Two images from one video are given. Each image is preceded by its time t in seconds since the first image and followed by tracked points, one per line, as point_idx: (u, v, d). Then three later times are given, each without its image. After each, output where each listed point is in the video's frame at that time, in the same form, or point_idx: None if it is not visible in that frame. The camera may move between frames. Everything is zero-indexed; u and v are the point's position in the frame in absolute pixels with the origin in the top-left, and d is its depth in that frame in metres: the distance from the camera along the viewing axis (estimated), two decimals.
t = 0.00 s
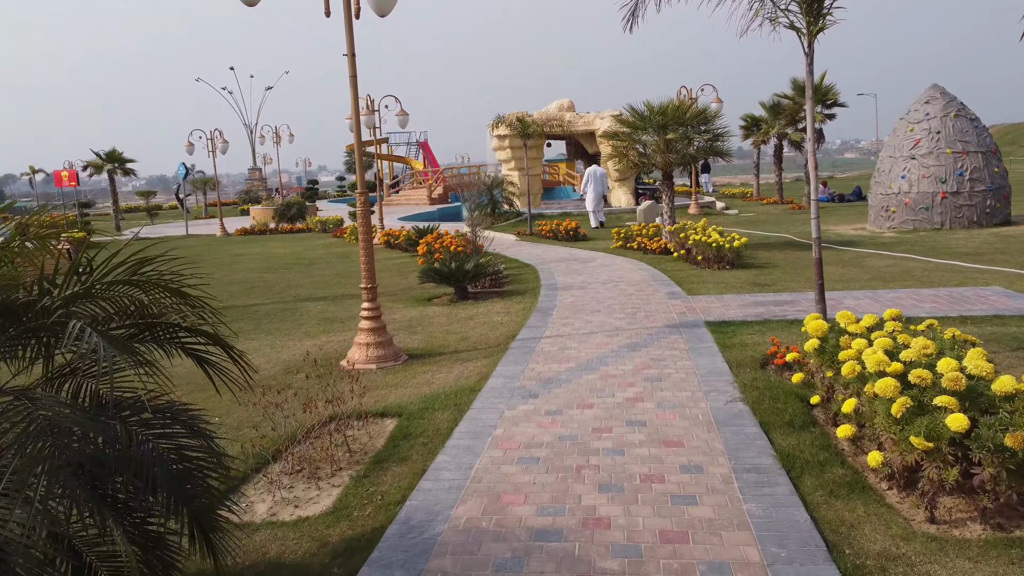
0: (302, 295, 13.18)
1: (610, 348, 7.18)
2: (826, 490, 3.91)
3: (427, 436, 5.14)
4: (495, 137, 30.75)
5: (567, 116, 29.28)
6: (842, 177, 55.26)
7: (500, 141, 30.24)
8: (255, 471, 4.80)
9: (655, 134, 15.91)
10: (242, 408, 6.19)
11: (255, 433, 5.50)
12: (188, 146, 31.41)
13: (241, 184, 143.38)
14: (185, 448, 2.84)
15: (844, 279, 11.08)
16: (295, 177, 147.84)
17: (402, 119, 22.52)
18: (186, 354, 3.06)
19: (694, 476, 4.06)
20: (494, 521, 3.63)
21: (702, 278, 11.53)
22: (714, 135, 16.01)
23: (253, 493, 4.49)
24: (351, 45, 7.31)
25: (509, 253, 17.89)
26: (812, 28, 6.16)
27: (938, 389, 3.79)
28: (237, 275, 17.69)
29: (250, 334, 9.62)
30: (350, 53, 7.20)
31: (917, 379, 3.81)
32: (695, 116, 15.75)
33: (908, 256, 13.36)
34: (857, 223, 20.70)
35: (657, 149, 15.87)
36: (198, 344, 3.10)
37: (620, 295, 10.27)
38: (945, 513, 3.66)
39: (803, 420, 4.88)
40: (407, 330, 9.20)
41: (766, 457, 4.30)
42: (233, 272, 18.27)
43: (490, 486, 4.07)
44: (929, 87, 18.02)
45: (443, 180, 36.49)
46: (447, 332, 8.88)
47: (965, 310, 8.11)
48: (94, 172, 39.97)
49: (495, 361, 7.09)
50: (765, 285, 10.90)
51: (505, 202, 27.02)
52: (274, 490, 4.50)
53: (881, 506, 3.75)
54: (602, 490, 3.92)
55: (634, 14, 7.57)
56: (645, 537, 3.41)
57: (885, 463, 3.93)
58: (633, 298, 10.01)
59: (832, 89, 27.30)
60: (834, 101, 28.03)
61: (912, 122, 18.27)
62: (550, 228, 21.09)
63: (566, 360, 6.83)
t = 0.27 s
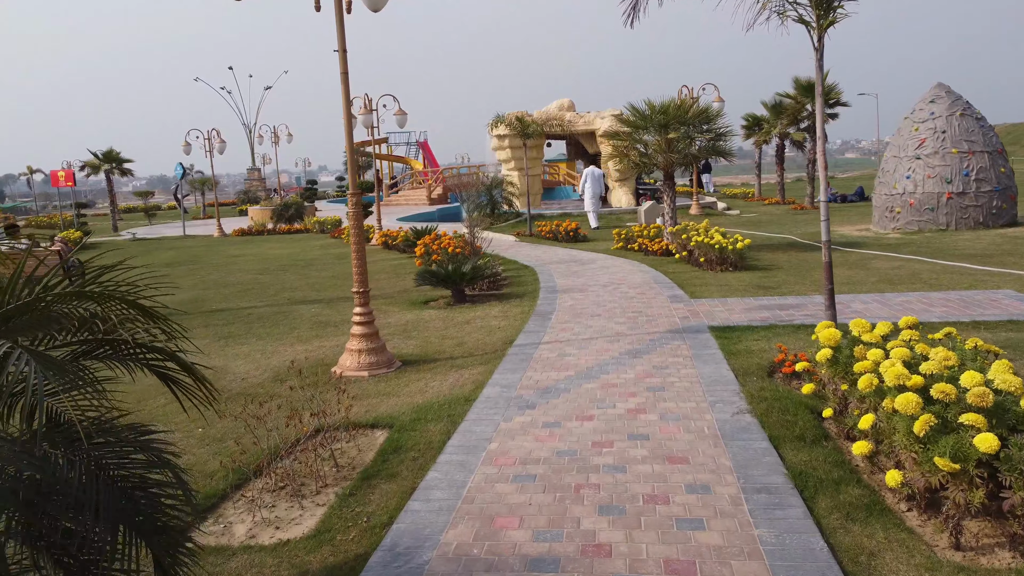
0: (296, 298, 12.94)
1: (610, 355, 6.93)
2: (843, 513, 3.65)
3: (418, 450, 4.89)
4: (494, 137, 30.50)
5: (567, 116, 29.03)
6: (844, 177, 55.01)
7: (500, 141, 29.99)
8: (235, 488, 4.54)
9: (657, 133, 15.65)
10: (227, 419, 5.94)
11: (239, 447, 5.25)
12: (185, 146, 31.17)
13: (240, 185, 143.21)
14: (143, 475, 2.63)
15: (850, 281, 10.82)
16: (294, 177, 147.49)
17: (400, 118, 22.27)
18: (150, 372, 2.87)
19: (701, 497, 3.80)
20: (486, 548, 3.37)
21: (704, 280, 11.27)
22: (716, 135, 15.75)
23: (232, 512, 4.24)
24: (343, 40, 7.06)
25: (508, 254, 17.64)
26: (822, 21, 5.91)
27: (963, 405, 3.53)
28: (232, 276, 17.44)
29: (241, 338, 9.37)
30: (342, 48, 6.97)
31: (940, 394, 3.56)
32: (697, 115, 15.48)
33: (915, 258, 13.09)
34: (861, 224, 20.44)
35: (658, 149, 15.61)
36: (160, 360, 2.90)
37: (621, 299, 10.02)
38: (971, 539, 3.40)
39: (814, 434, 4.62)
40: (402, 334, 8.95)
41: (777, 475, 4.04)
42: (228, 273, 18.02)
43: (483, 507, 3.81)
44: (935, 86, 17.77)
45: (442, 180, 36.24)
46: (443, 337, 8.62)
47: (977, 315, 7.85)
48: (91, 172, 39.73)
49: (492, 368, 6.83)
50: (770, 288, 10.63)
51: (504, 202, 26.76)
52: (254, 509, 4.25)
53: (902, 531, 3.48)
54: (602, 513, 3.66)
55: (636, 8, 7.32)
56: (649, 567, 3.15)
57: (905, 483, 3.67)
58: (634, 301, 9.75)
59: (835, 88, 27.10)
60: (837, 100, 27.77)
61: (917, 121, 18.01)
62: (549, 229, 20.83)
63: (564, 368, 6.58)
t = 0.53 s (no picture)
0: (290, 300, 12.69)
1: (610, 362, 6.68)
2: (859, 538, 3.40)
3: (407, 466, 4.64)
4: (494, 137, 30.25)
5: (567, 116, 28.78)
6: (845, 177, 54.75)
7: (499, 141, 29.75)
8: (212, 507, 4.29)
9: (658, 132, 15.41)
10: (210, 431, 5.68)
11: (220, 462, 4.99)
12: (182, 146, 30.93)
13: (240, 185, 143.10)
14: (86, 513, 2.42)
15: (856, 284, 10.56)
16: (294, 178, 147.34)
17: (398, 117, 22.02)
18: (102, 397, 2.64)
19: (706, 521, 3.55)
20: None
21: (707, 283, 11.02)
22: (719, 134, 15.50)
23: (208, 534, 3.99)
24: (333, 36, 6.81)
25: (506, 255, 17.38)
26: (832, 15, 5.66)
27: (990, 423, 3.29)
28: (227, 278, 17.19)
29: (231, 343, 9.12)
30: (332, 44, 6.73)
31: (964, 411, 3.32)
32: (699, 114, 15.23)
33: (921, 260, 12.84)
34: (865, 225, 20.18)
35: (659, 148, 15.36)
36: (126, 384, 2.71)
37: (622, 302, 9.76)
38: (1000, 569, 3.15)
39: (825, 450, 4.37)
40: (395, 339, 8.69)
41: (787, 495, 3.79)
42: (223, 275, 17.77)
43: (473, 531, 3.56)
44: (940, 85, 17.52)
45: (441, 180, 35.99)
46: (438, 342, 8.36)
47: (989, 320, 7.59)
48: (88, 172, 39.50)
49: (487, 376, 6.57)
50: (774, 291, 10.38)
51: (503, 203, 26.51)
52: (231, 531, 3.99)
53: (924, 559, 3.23)
54: (601, 539, 3.41)
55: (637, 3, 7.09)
56: None
57: (926, 507, 3.42)
58: (634, 305, 9.50)
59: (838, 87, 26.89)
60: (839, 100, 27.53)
61: (921, 120, 17.76)
62: (549, 230, 20.58)
63: (562, 376, 6.33)
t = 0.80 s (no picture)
0: (284, 303, 12.43)
1: (610, 370, 6.41)
2: (879, 568, 3.14)
3: (394, 483, 4.38)
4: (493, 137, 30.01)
5: (567, 115, 28.54)
6: (847, 177, 54.53)
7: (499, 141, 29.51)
8: (185, 529, 4.03)
9: (659, 132, 15.16)
10: (191, 443, 5.43)
11: (198, 477, 4.74)
12: (179, 146, 30.71)
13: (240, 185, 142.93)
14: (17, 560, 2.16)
15: (862, 288, 10.31)
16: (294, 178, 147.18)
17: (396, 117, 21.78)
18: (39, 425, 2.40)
19: (713, 549, 3.29)
20: None
21: (709, 286, 10.77)
22: (721, 133, 15.24)
23: (179, 558, 3.74)
24: (322, 31, 6.55)
25: (505, 257, 17.14)
26: (844, 8, 5.40)
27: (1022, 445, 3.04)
28: (221, 280, 16.93)
29: (220, 348, 8.87)
30: (320, 39, 6.49)
31: (993, 431, 3.07)
32: (701, 113, 14.98)
33: (927, 262, 12.59)
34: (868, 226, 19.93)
35: (660, 148, 15.11)
36: (74, 413, 2.48)
37: (622, 306, 9.50)
38: None
39: (837, 468, 4.12)
40: (389, 344, 8.44)
41: (798, 518, 3.54)
42: (218, 277, 17.52)
43: (462, 560, 3.31)
44: (945, 84, 17.26)
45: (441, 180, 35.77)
46: (433, 348, 8.09)
47: (1003, 325, 7.34)
48: (86, 172, 39.34)
49: (482, 386, 6.31)
50: (778, 294, 10.13)
51: (503, 203, 26.27)
52: (203, 555, 3.74)
53: None
54: (600, 569, 3.16)
55: None
56: None
57: (951, 534, 3.17)
58: (635, 309, 9.24)
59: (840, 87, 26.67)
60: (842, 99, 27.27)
61: (927, 119, 17.49)
62: (548, 231, 20.34)
63: (560, 385, 6.06)
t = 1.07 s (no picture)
0: (276, 306, 12.17)
1: (610, 379, 6.14)
2: None
3: (380, 504, 4.12)
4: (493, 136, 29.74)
5: (567, 115, 28.27)
6: (848, 177, 54.31)
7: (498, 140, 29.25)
8: (155, 555, 3.78)
9: (660, 131, 14.90)
10: (169, 457, 5.17)
11: (174, 496, 4.48)
12: (176, 145, 30.44)
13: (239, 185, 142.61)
14: None
15: (869, 291, 10.06)
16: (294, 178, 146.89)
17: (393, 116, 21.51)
18: None
19: None
20: None
21: (711, 289, 10.50)
22: (723, 133, 14.97)
23: None
24: (310, 25, 6.27)
25: (504, 258, 16.89)
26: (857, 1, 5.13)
27: None
28: (216, 282, 16.67)
29: (209, 354, 8.62)
30: (309, 34, 6.22)
31: None
32: (703, 112, 14.71)
33: (934, 264, 12.33)
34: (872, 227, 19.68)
35: (661, 148, 14.85)
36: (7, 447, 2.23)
37: (622, 310, 9.24)
38: None
39: (852, 488, 3.87)
40: (382, 350, 8.18)
41: (814, 546, 3.28)
42: (212, 278, 17.26)
43: None
44: (951, 82, 16.99)
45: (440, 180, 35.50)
46: (427, 354, 7.82)
47: (1018, 331, 7.08)
48: (82, 172, 39.06)
49: (476, 395, 6.03)
50: (783, 297, 9.86)
51: (502, 203, 26.02)
52: None
53: None
54: None
55: None
56: None
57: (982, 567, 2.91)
58: (636, 313, 8.98)
59: (843, 86, 26.41)
60: (844, 98, 27.01)
61: (931, 119, 17.23)
62: (547, 231, 20.07)
63: (558, 395, 5.80)
